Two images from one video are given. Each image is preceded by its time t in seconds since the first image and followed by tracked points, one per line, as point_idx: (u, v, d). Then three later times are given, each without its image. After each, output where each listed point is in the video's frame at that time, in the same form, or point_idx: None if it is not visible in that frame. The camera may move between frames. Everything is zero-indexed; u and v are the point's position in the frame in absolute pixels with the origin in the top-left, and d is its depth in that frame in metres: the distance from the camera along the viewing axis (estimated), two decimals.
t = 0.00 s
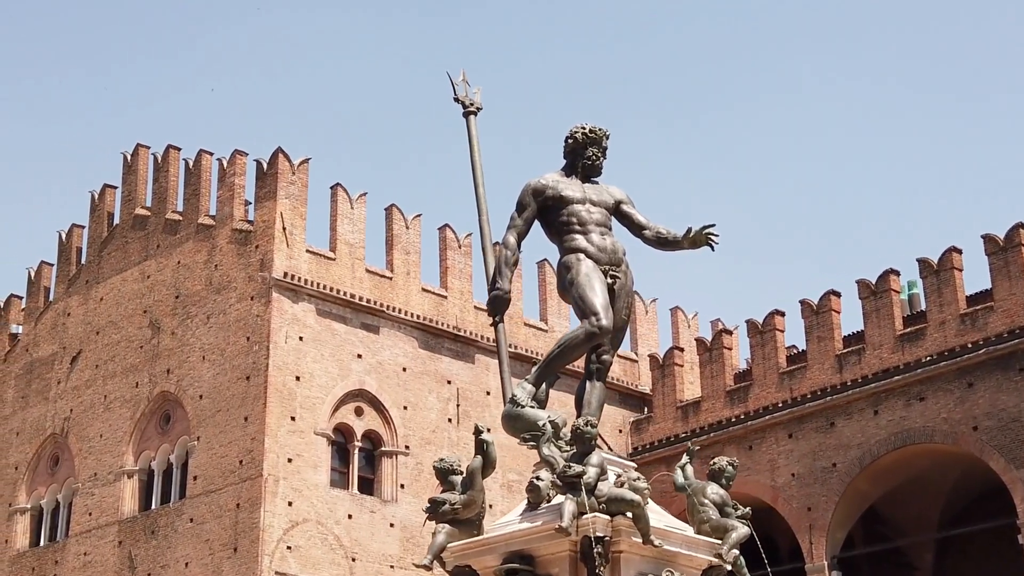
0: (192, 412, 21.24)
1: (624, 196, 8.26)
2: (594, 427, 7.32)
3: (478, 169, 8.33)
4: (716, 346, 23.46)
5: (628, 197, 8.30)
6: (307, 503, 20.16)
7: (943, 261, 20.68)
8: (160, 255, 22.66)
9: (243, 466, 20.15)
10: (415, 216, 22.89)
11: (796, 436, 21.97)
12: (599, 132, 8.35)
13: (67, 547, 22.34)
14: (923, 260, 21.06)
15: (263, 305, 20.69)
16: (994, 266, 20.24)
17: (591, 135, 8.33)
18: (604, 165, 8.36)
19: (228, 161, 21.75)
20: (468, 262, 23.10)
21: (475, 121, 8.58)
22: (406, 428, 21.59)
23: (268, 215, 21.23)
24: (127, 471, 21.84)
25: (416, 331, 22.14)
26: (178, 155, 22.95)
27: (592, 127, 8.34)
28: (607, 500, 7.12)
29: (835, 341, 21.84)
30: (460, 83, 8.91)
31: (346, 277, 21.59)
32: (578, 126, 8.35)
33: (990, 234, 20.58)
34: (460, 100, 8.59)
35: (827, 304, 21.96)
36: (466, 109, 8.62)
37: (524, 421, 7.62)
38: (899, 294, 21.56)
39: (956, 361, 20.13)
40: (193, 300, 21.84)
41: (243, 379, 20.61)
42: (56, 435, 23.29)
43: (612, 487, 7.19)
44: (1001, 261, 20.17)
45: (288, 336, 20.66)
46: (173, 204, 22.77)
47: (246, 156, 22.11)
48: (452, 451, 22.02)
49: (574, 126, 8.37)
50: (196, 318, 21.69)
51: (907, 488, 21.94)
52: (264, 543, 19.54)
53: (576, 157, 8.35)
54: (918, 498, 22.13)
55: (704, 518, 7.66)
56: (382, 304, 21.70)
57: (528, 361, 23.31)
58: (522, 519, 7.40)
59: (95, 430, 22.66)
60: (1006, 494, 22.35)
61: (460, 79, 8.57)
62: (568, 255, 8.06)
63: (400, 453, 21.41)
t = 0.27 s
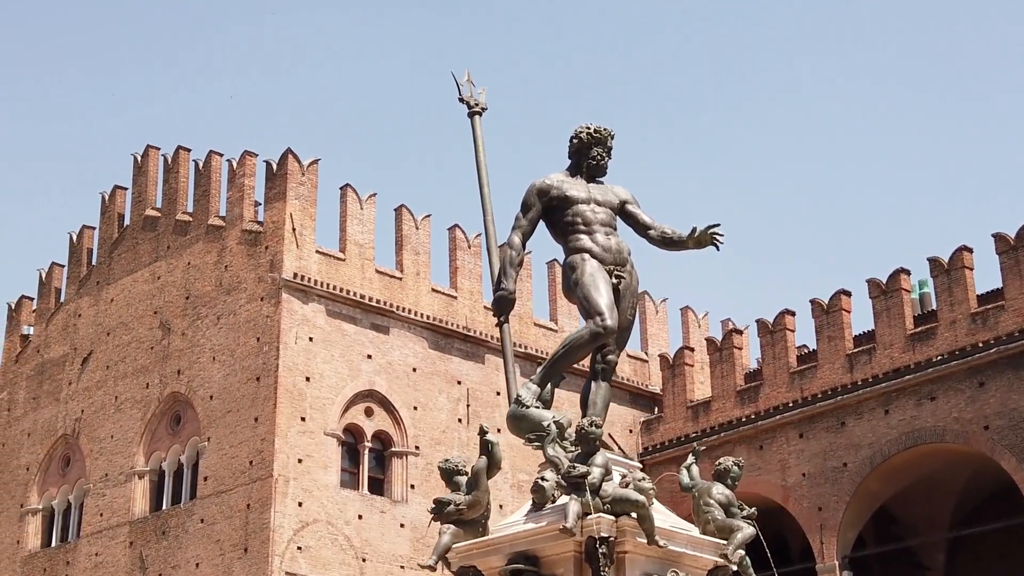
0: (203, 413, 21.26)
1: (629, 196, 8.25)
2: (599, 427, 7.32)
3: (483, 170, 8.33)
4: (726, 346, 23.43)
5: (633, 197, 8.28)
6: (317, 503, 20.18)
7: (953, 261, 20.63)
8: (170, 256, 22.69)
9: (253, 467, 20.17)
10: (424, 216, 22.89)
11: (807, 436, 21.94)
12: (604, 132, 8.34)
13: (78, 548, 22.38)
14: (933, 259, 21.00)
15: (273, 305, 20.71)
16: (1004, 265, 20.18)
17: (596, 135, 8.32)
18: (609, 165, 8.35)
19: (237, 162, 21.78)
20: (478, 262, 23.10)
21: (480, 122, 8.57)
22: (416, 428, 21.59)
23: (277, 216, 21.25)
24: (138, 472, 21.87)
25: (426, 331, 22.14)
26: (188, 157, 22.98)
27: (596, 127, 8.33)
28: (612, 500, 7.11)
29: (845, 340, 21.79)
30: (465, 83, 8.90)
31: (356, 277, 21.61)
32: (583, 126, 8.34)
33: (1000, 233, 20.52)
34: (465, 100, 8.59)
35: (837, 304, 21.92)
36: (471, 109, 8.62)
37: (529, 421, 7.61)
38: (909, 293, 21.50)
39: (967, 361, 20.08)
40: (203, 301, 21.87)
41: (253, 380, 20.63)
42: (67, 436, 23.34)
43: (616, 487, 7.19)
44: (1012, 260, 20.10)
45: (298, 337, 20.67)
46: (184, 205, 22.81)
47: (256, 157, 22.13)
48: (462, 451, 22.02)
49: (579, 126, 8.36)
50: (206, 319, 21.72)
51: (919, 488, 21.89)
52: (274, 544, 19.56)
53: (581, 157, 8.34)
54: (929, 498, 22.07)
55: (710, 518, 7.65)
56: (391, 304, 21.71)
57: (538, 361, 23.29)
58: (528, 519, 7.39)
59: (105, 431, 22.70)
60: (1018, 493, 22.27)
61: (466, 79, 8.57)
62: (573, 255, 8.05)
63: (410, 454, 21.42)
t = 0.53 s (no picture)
0: (214, 414, 21.29)
1: (636, 195, 8.23)
2: (606, 428, 7.30)
3: (489, 170, 8.32)
4: (738, 346, 23.39)
5: (640, 197, 8.27)
6: (329, 504, 20.18)
7: (966, 260, 20.57)
8: (182, 257, 22.72)
9: (265, 468, 20.18)
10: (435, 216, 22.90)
11: (819, 435, 21.89)
12: (611, 131, 8.32)
13: (90, 549, 22.42)
14: (945, 258, 20.95)
15: (284, 306, 20.72)
16: (1017, 264, 20.10)
17: (602, 134, 8.30)
18: (615, 165, 8.33)
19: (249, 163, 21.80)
20: (489, 262, 23.10)
21: (487, 121, 8.56)
22: (427, 429, 21.59)
23: (288, 217, 21.27)
24: (150, 473, 21.90)
25: (437, 332, 22.14)
26: (200, 158, 23.01)
27: (603, 127, 8.32)
28: (618, 501, 7.09)
29: (857, 340, 21.74)
30: (471, 83, 8.89)
31: (367, 278, 21.62)
32: (590, 126, 8.33)
33: (1013, 232, 20.45)
34: (471, 100, 8.58)
35: (849, 303, 21.86)
36: (477, 109, 8.60)
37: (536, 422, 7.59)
38: (922, 292, 21.44)
39: (980, 360, 20.01)
40: (215, 302, 21.90)
41: (264, 381, 20.64)
42: (80, 437, 23.39)
43: (623, 488, 7.17)
44: None
45: (309, 337, 20.69)
46: (195, 206, 22.84)
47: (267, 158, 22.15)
48: (473, 452, 22.01)
49: (586, 126, 8.34)
50: (218, 320, 21.74)
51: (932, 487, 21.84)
52: (286, 544, 19.57)
53: (587, 157, 8.32)
54: (942, 497, 22.02)
55: (717, 519, 7.64)
56: (402, 305, 21.72)
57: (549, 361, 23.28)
58: (534, 520, 7.37)
59: (118, 432, 22.74)
60: None
61: (472, 79, 8.56)
62: (580, 255, 8.04)
63: (422, 454, 21.42)
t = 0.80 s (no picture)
0: (227, 415, 21.32)
1: (643, 195, 8.21)
2: (613, 428, 7.29)
3: (497, 170, 8.31)
4: (751, 345, 23.35)
5: (648, 196, 8.25)
6: (341, 504, 20.19)
7: (979, 258, 20.50)
8: (194, 258, 22.75)
9: (278, 468, 20.20)
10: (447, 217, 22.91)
11: (832, 435, 21.84)
12: (618, 131, 8.31)
13: (104, 550, 22.47)
14: (959, 257, 20.88)
15: (297, 307, 20.74)
16: None
17: (610, 134, 8.29)
18: (623, 164, 8.32)
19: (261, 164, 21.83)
20: (501, 262, 23.10)
21: (494, 121, 8.55)
22: (440, 429, 21.59)
23: (300, 217, 21.29)
24: (164, 474, 21.94)
25: (449, 332, 22.14)
26: (212, 159, 23.05)
27: (611, 127, 8.31)
28: (626, 501, 7.07)
29: (870, 339, 21.68)
30: (479, 83, 8.88)
31: (379, 279, 21.63)
32: (597, 126, 8.32)
33: None
34: (479, 100, 8.57)
35: (862, 302, 21.81)
36: (485, 109, 8.59)
37: (544, 422, 7.58)
38: (935, 291, 21.36)
39: (994, 359, 19.93)
40: (227, 302, 21.93)
41: (277, 382, 20.66)
42: (93, 438, 23.44)
43: (631, 488, 7.15)
44: None
45: (322, 338, 20.70)
46: (208, 207, 22.88)
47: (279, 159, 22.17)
48: (486, 452, 22.01)
49: (593, 126, 8.33)
50: (231, 321, 21.77)
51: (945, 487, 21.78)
52: (299, 545, 19.58)
53: (595, 156, 8.31)
54: (956, 497, 21.95)
55: (726, 519, 7.62)
56: (414, 305, 21.72)
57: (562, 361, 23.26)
58: (542, 520, 7.36)
59: (132, 433, 22.78)
60: None
61: (479, 79, 8.55)
62: (588, 255, 8.03)
63: (435, 454, 21.42)
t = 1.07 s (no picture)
0: (241, 415, 21.34)
1: (652, 195, 8.20)
2: (621, 428, 7.28)
3: (505, 170, 8.30)
4: (764, 345, 23.31)
5: (656, 196, 8.23)
6: (354, 505, 20.20)
7: (993, 257, 20.44)
8: (208, 259, 22.78)
9: (291, 469, 20.21)
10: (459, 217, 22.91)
11: (845, 435, 21.79)
12: (627, 131, 8.29)
13: (119, 550, 22.51)
14: (972, 256, 20.81)
15: (309, 307, 20.75)
16: None
17: (618, 134, 8.27)
18: (631, 164, 8.30)
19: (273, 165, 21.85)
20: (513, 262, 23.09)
21: (503, 122, 8.54)
22: (452, 430, 21.59)
23: (312, 218, 21.31)
24: (178, 475, 21.98)
25: (461, 332, 22.14)
26: (225, 160, 23.08)
27: (619, 127, 8.29)
28: (634, 501, 7.06)
29: (884, 338, 21.62)
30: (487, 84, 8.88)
31: (392, 279, 21.64)
32: (606, 125, 8.30)
33: None
34: (487, 100, 8.56)
35: (875, 301, 21.75)
36: (493, 109, 8.58)
37: (552, 422, 7.57)
38: (949, 290, 21.29)
39: (1008, 359, 19.85)
40: (240, 303, 21.95)
41: (290, 382, 20.68)
42: (108, 439, 23.49)
43: (639, 488, 7.14)
44: None
45: (334, 339, 20.72)
46: (221, 208, 22.91)
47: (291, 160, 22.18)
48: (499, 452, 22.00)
49: (601, 126, 8.32)
50: (244, 322, 21.80)
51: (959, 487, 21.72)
52: (312, 545, 19.59)
53: (603, 156, 8.30)
54: (970, 497, 21.88)
55: (735, 519, 7.60)
56: (427, 305, 21.72)
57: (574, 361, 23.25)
58: (551, 521, 7.35)
59: (145, 434, 22.83)
60: None
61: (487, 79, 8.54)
62: (596, 254, 8.01)
63: (448, 454, 21.42)
